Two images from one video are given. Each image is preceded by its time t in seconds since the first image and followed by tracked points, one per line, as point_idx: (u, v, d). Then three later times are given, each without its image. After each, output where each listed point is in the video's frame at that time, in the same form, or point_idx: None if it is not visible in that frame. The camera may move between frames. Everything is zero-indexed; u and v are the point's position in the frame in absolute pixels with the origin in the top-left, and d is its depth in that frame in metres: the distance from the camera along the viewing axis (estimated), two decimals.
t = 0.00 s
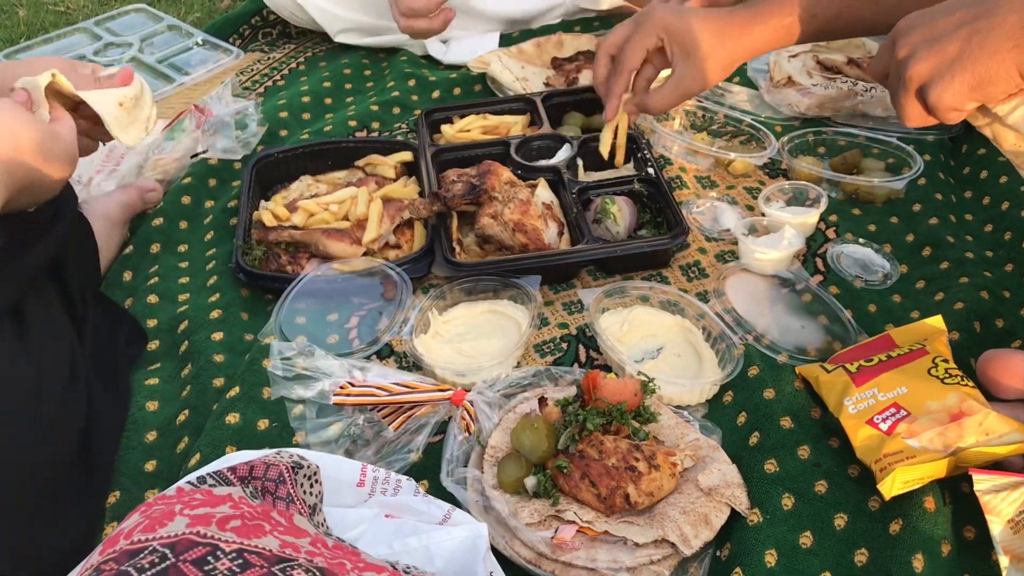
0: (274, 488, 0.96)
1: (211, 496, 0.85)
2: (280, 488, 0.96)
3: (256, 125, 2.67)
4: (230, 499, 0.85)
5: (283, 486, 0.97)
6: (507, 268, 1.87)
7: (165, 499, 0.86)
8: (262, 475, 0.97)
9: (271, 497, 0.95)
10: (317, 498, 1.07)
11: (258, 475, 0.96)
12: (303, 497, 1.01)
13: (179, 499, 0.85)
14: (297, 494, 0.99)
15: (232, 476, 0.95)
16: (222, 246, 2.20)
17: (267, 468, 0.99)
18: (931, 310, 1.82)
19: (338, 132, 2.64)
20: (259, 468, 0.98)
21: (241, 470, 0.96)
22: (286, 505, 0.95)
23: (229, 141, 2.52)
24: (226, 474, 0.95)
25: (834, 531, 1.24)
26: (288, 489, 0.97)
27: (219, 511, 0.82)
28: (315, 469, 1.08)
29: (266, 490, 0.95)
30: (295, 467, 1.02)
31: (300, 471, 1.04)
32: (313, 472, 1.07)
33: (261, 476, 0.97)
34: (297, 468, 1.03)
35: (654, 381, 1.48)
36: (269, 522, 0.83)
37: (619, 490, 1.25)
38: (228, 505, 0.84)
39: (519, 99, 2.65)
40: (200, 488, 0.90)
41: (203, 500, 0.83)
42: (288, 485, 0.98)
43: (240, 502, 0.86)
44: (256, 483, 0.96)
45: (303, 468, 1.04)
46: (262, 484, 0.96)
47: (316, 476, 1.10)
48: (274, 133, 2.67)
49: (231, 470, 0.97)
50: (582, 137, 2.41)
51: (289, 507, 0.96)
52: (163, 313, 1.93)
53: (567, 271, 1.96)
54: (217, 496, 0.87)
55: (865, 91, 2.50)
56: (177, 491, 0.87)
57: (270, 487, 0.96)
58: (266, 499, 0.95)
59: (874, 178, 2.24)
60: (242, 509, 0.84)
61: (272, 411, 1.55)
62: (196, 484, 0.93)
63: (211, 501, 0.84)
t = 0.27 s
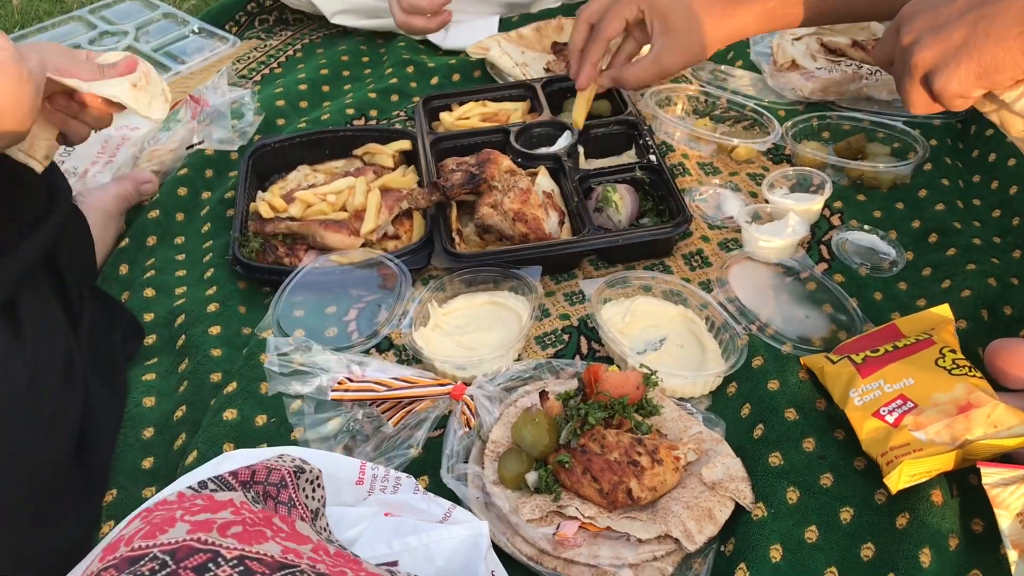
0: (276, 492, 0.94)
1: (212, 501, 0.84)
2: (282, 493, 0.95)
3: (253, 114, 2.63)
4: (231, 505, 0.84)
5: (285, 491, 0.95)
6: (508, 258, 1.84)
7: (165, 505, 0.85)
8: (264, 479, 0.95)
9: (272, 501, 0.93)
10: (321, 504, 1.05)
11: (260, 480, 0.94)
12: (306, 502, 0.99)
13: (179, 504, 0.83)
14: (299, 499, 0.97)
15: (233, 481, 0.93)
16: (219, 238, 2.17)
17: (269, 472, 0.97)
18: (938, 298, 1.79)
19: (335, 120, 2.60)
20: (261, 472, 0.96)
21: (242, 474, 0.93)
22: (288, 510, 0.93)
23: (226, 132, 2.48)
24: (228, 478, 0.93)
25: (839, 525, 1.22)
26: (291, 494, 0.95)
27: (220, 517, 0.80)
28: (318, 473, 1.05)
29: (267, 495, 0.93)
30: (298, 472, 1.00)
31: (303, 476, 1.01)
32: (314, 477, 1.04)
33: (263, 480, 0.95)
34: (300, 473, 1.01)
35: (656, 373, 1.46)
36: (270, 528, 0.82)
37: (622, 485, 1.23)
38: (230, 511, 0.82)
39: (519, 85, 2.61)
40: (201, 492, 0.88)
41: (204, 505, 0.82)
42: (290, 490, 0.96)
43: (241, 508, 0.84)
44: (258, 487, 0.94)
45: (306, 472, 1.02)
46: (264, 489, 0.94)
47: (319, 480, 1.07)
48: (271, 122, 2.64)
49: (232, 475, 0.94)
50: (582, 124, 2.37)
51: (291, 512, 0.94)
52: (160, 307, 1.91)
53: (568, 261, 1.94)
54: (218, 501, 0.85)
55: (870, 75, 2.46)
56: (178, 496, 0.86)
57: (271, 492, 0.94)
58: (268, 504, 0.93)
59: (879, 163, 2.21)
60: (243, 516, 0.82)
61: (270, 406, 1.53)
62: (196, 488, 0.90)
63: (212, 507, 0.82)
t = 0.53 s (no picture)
0: (263, 488, 0.90)
1: (196, 500, 0.79)
2: (270, 489, 0.90)
3: (240, 84, 2.54)
4: (216, 504, 0.80)
5: (273, 487, 0.91)
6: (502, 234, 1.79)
7: (147, 504, 0.80)
8: (251, 475, 0.91)
9: (260, 498, 0.89)
10: (312, 500, 1.01)
11: (247, 475, 0.90)
12: (295, 498, 0.95)
13: (161, 503, 0.79)
14: (288, 495, 0.93)
15: (219, 477, 0.88)
16: (205, 212, 2.10)
17: (258, 467, 0.93)
18: (945, 274, 1.74)
19: (324, 90, 2.51)
20: (248, 467, 0.92)
21: (228, 471, 0.89)
22: (276, 508, 0.89)
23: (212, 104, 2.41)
24: (213, 474, 0.88)
25: (842, 513, 1.19)
26: (279, 490, 0.91)
27: (204, 518, 0.76)
28: (309, 469, 1.02)
29: (255, 491, 0.89)
30: (287, 467, 0.97)
31: (293, 472, 0.98)
32: (305, 472, 1.01)
33: (250, 476, 0.91)
34: (288, 468, 0.98)
35: (654, 355, 1.41)
36: (256, 528, 0.77)
37: (619, 472, 1.20)
38: (214, 511, 0.78)
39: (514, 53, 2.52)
40: (184, 489, 0.84)
41: (187, 505, 0.77)
42: (278, 486, 0.92)
43: (226, 507, 0.80)
44: (245, 483, 0.90)
45: (297, 468, 0.99)
46: (251, 485, 0.90)
47: (310, 475, 1.04)
48: (259, 92, 2.55)
49: (217, 471, 0.90)
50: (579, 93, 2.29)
51: (279, 509, 0.90)
52: (144, 286, 1.85)
53: (563, 238, 1.88)
54: (202, 500, 0.80)
55: (874, 43, 2.38)
56: (160, 493, 0.81)
57: (258, 488, 0.90)
58: (255, 501, 0.89)
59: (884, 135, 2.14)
60: (228, 516, 0.78)
61: (257, 389, 1.48)
62: (179, 485, 0.85)
63: (195, 506, 0.78)
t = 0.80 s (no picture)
0: (256, 531, 0.82)
1: (184, 543, 0.76)
2: (262, 532, 0.82)
3: (221, 54, 2.38)
4: (206, 547, 0.76)
5: (267, 529, 0.83)
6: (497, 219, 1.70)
7: (133, 546, 0.77)
8: (244, 516, 0.84)
9: (251, 543, 0.81)
10: (310, 542, 0.92)
11: (239, 517, 0.83)
12: (290, 542, 0.86)
13: (149, 545, 0.76)
14: (283, 538, 0.85)
15: (209, 518, 0.83)
16: (184, 192, 1.98)
17: (251, 508, 0.85)
18: (964, 264, 1.66)
19: (308, 60, 2.36)
20: (242, 507, 0.84)
21: (220, 511, 0.83)
22: (269, 552, 0.80)
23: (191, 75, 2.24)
24: (204, 514, 0.83)
25: (859, 527, 1.13)
26: (272, 533, 0.83)
27: (191, 564, 0.73)
28: (305, 509, 0.92)
29: (246, 535, 0.81)
30: (282, 507, 0.88)
31: (288, 512, 0.89)
32: (301, 512, 0.91)
33: (242, 518, 0.83)
34: (283, 510, 0.88)
35: (660, 355, 1.33)
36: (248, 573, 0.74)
37: (622, 483, 1.13)
38: (204, 555, 0.74)
39: (510, 22, 2.38)
40: (173, 530, 0.80)
41: (176, 549, 0.75)
42: (272, 527, 0.84)
43: (217, 551, 0.76)
44: (236, 526, 0.82)
45: (292, 507, 0.90)
46: (243, 527, 0.83)
47: (307, 515, 0.94)
48: (241, 63, 2.41)
49: (210, 510, 0.84)
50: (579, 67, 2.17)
51: (273, 553, 0.81)
52: (119, 272, 1.75)
53: (562, 224, 1.78)
54: (191, 543, 0.77)
55: (889, 15, 2.27)
56: (149, 534, 0.79)
57: (251, 531, 0.82)
58: (246, 545, 0.81)
59: (898, 114, 2.03)
60: (218, 560, 0.74)
61: (237, 387, 1.39)
62: (167, 526, 0.82)
63: (184, 550, 0.75)
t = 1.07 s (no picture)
0: None
1: None
2: None
3: (193, 41, 2.25)
4: None
5: None
6: (487, 227, 1.60)
7: None
8: None
9: None
10: None
11: None
12: None
13: None
14: None
15: None
16: (151, 192, 1.86)
17: None
18: (982, 280, 1.57)
19: (286, 48, 2.23)
20: None
21: None
22: None
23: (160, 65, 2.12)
24: None
25: None
26: None
27: None
28: None
29: None
30: None
31: None
32: None
33: None
34: None
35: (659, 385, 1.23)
36: None
37: (619, 530, 1.04)
38: None
39: (499, 11, 2.26)
40: None
41: None
42: None
43: None
44: None
45: None
46: None
47: None
48: (215, 50, 2.27)
49: None
50: (573, 62, 2.06)
51: None
52: (79, 280, 1.63)
53: (554, 232, 1.68)
54: None
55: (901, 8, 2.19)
56: None
57: None
58: None
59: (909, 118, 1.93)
60: None
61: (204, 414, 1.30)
62: None
63: None
